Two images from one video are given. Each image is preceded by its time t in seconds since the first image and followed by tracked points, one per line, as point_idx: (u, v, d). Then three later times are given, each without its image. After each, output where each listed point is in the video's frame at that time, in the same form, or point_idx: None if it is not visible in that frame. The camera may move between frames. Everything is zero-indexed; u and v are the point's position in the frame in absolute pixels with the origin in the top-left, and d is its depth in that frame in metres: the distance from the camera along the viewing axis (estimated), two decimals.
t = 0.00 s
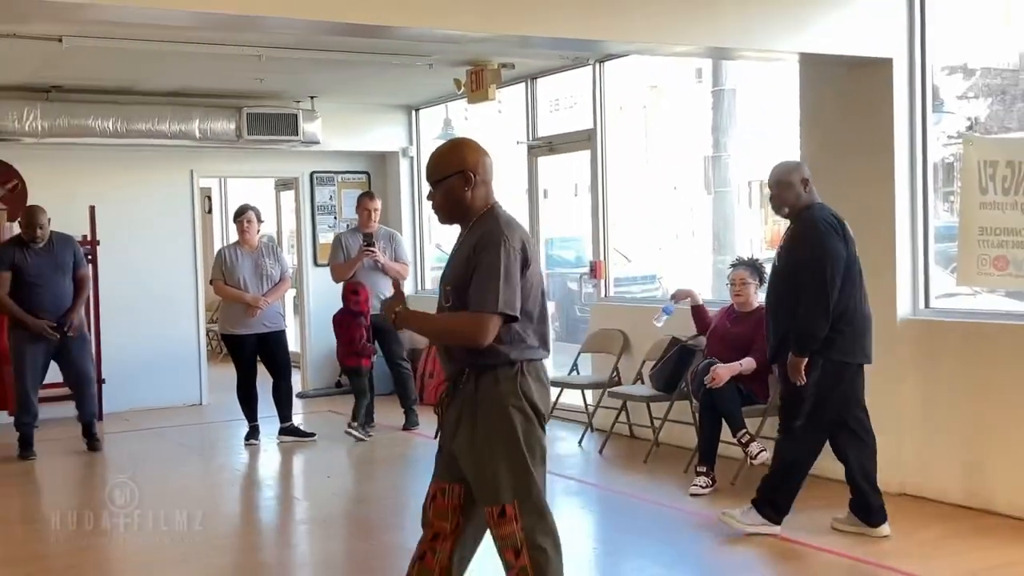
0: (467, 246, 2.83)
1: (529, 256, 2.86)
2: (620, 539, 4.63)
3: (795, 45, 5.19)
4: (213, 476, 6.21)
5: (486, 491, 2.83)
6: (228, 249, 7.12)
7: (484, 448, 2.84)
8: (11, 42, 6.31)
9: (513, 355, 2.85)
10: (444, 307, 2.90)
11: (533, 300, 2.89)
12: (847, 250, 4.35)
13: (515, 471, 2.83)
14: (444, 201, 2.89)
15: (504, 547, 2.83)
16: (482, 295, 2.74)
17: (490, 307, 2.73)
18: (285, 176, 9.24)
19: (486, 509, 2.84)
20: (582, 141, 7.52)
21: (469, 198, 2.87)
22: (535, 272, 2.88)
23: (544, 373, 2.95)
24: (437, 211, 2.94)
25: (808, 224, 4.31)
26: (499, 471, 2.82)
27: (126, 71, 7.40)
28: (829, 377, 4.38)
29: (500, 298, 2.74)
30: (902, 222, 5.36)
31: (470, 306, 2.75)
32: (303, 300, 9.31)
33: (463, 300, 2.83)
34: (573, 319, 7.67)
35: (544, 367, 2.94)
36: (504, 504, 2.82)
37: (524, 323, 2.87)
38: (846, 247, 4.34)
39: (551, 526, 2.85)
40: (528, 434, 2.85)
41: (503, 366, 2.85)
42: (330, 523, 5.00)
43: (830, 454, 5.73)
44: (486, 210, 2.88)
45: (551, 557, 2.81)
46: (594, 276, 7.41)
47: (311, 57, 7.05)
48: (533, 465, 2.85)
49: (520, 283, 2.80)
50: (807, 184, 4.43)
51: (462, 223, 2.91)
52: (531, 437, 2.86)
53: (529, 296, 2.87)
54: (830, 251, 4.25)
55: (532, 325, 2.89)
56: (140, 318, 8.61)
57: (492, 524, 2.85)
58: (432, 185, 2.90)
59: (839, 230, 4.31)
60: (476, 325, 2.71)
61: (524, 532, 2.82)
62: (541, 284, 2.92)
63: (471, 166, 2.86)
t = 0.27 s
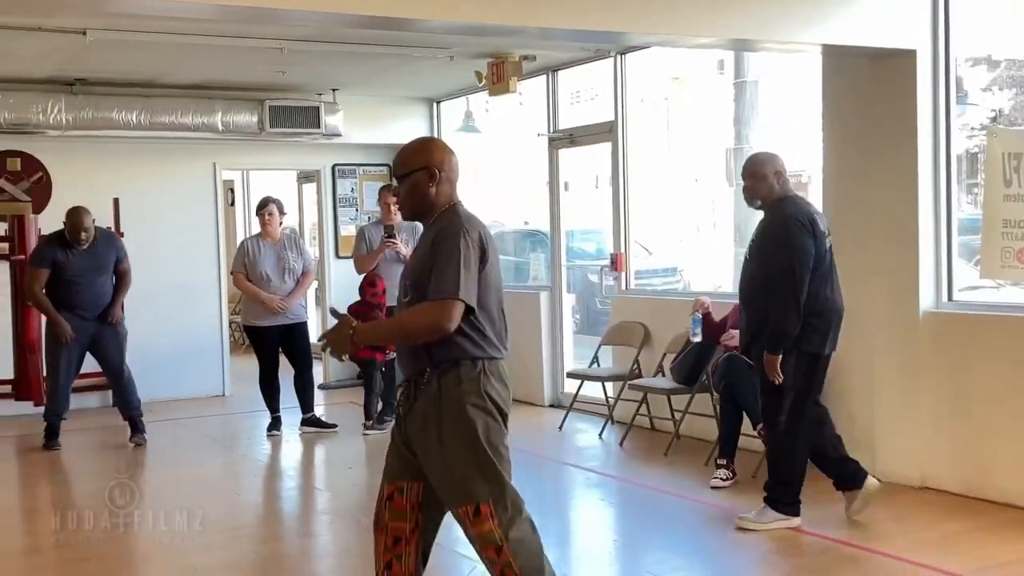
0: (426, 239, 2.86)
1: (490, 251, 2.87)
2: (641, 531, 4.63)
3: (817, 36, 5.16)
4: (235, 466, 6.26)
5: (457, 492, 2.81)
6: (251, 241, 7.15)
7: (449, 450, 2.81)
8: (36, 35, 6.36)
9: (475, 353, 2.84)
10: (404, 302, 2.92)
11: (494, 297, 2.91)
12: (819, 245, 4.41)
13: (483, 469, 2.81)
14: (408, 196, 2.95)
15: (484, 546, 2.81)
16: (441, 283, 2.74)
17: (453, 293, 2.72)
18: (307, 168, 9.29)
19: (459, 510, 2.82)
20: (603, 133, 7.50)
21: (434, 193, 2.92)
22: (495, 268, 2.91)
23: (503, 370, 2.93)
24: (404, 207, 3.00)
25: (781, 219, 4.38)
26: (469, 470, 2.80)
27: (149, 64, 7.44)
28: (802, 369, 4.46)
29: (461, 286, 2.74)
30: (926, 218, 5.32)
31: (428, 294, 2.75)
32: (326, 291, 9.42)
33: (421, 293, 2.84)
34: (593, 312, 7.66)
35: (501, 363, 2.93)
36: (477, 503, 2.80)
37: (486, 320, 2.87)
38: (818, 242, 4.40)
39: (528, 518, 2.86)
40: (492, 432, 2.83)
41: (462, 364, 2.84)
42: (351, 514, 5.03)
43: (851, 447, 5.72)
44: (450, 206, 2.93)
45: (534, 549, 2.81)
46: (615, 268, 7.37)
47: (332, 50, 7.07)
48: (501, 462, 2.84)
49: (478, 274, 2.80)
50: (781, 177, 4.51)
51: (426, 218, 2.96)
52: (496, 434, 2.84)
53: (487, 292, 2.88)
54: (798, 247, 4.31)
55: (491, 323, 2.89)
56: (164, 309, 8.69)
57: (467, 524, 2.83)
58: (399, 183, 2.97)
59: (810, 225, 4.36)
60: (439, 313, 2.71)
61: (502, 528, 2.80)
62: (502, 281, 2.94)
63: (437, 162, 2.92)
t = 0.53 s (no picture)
0: (397, 233, 2.84)
1: (462, 237, 2.89)
2: (666, 524, 4.63)
3: (847, 27, 5.12)
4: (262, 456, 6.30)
5: (397, 478, 2.84)
6: (279, 234, 7.22)
7: (402, 438, 2.84)
8: (66, 28, 6.41)
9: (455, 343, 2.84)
10: (378, 297, 2.89)
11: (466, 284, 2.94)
12: (799, 237, 4.45)
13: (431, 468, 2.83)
14: (366, 191, 2.92)
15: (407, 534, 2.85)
16: (435, 274, 2.74)
17: (454, 282, 2.74)
18: (335, 161, 9.34)
19: (395, 495, 2.85)
20: (630, 125, 7.49)
21: (391, 184, 2.91)
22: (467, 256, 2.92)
23: (476, 373, 2.94)
24: (360, 202, 2.97)
25: (760, 213, 4.45)
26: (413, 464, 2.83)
27: (179, 57, 7.49)
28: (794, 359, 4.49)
29: (460, 274, 2.76)
30: (955, 211, 5.27)
31: (430, 289, 2.74)
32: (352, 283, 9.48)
33: (405, 287, 2.83)
34: (619, 305, 7.66)
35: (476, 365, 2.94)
36: (412, 494, 2.83)
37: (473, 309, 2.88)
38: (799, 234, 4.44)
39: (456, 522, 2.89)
40: (450, 434, 2.84)
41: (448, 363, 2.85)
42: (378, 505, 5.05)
43: (878, 440, 5.69)
44: (410, 196, 2.92)
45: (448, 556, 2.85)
46: (642, 261, 7.34)
47: (359, 44, 7.09)
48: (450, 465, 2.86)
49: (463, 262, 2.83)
50: (768, 171, 4.56)
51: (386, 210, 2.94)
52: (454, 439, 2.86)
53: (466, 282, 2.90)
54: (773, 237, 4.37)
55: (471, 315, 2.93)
56: (193, 301, 8.75)
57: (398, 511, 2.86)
58: (355, 178, 2.94)
59: (789, 216, 4.42)
60: (452, 309, 2.72)
61: (429, 525, 2.84)
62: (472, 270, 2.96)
63: (392, 152, 2.90)
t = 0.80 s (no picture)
0: (385, 232, 2.68)
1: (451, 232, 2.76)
2: (696, 518, 4.60)
3: (882, 18, 5.08)
4: (294, 447, 6.34)
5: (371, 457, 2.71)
6: (312, 228, 7.22)
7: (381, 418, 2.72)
8: (102, 22, 6.47)
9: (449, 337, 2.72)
10: (364, 298, 2.72)
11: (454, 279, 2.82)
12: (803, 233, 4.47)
13: (402, 454, 2.68)
14: (348, 189, 2.76)
15: (364, 520, 2.68)
16: (434, 272, 2.61)
17: (457, 279, 2.62)
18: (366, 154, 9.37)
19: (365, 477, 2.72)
20: (661, 118, 7.45)
21: (376, 181, 2.75)
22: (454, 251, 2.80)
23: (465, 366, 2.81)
24: (339, 199, 2.80)
25: (763, 207, 4.48)
26: (387, 445, 2.69)
27: (212, 51, 7.54)
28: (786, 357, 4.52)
29: (461, 271, 2.64)
30: (992, 204, 5.21)
31: (430, 288, 2.60)
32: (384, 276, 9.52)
33: (397, 287, 2.68)
34: (650, 298, 7.64)
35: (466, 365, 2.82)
36: (382, 480, 2.68)
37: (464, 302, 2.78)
38: (803, 229, 4.47)
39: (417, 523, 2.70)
40: (432, 424, 2.71)
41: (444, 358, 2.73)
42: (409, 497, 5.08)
43: (912, 435, 5.63)
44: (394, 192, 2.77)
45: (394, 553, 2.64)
46: (673, 254, 7.30)
47: (391, 37, 7.10)
48: (425, 458, 2.71)
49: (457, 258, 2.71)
50: (772, 167, 4.58)
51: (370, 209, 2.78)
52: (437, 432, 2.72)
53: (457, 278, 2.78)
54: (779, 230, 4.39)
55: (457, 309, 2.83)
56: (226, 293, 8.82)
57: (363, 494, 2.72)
58: (335, 175, 2.77)
59: (794, 211, 4.44)
60: (456, 307, 2.61)
61: (387, 516, 2.66)
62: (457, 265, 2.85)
63: (378, 147, 2.74)
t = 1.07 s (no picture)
0: (369, 235, 2.66)
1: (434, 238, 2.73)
2: (731, 513, 4.59)
3: (923, 9, 5.02)
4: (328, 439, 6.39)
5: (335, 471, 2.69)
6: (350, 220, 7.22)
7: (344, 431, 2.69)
8: (140, 17, 6.53)
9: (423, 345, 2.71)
10: (341, 300, 2.71)
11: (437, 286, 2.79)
12: (807, 226, 4.60)
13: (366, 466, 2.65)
14: (338, 185, 2.73)
15: (330, 536, 2.64)
16: (408, 286, 2.59)
17: (428, 299, 2.59)
18: (401, 147, 9.40)
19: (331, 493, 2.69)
20: (697, 110, 7.41)
21: (367, 178, 2.71)
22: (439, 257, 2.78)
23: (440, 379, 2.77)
24: (327, 192, 2.77)
25: (768, 199, 4.59)
26: (351, 458, 2.66)
27: (249, 45, 7.58)
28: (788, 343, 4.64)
29: (434, 289, 2.62)
30: None
31: (401, 302, 2.59)
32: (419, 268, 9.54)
33: (374, 293, 2.66)
34: (686, 292, 7.60)
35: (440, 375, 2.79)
36: (345, 494, 2.65)
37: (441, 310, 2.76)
38: (807, 219, 4.58)
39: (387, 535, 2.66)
40: (397, 433, 2.68)
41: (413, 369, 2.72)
42: (445, 489, 5.08)
43: (950, 429, 5.57)
44: (384, 190, 2.74)
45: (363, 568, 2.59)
46: (709, 248, 7.22)
47: (426, 30, 7.11)
48: (391, 468, 2.67)
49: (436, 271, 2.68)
50: (779, 161, 4.69)
51: (359, 206, 2.75)
52: (404, 442, 2.69)
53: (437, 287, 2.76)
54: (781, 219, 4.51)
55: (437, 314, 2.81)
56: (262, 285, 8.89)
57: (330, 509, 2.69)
58: (325, 169, 2.74)
59: (796, 200, 4.56)
60: (424, 327, 2.58)
61: (352, 530, 2.62)
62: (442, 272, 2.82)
63: (371, 143, 2.70)
